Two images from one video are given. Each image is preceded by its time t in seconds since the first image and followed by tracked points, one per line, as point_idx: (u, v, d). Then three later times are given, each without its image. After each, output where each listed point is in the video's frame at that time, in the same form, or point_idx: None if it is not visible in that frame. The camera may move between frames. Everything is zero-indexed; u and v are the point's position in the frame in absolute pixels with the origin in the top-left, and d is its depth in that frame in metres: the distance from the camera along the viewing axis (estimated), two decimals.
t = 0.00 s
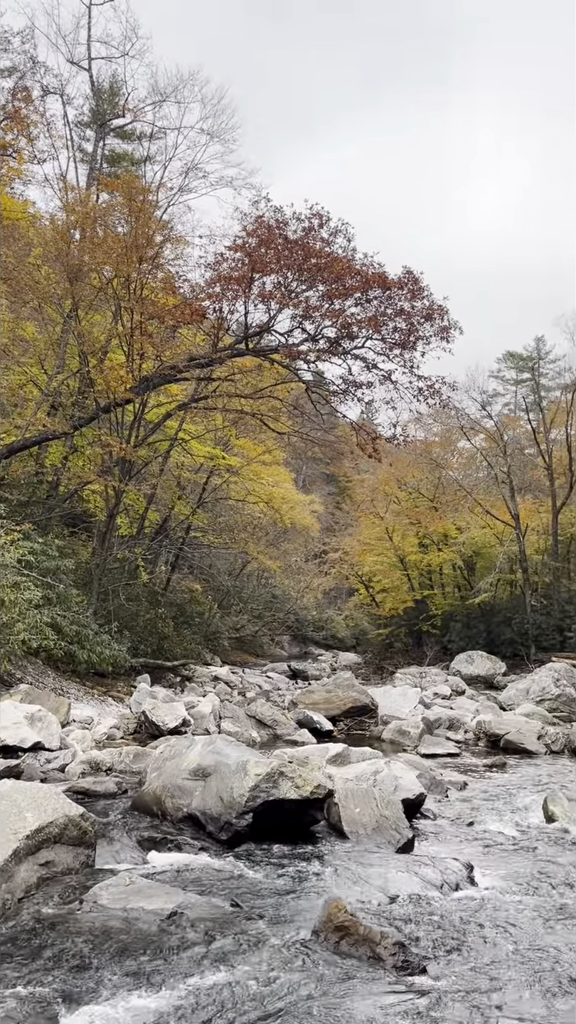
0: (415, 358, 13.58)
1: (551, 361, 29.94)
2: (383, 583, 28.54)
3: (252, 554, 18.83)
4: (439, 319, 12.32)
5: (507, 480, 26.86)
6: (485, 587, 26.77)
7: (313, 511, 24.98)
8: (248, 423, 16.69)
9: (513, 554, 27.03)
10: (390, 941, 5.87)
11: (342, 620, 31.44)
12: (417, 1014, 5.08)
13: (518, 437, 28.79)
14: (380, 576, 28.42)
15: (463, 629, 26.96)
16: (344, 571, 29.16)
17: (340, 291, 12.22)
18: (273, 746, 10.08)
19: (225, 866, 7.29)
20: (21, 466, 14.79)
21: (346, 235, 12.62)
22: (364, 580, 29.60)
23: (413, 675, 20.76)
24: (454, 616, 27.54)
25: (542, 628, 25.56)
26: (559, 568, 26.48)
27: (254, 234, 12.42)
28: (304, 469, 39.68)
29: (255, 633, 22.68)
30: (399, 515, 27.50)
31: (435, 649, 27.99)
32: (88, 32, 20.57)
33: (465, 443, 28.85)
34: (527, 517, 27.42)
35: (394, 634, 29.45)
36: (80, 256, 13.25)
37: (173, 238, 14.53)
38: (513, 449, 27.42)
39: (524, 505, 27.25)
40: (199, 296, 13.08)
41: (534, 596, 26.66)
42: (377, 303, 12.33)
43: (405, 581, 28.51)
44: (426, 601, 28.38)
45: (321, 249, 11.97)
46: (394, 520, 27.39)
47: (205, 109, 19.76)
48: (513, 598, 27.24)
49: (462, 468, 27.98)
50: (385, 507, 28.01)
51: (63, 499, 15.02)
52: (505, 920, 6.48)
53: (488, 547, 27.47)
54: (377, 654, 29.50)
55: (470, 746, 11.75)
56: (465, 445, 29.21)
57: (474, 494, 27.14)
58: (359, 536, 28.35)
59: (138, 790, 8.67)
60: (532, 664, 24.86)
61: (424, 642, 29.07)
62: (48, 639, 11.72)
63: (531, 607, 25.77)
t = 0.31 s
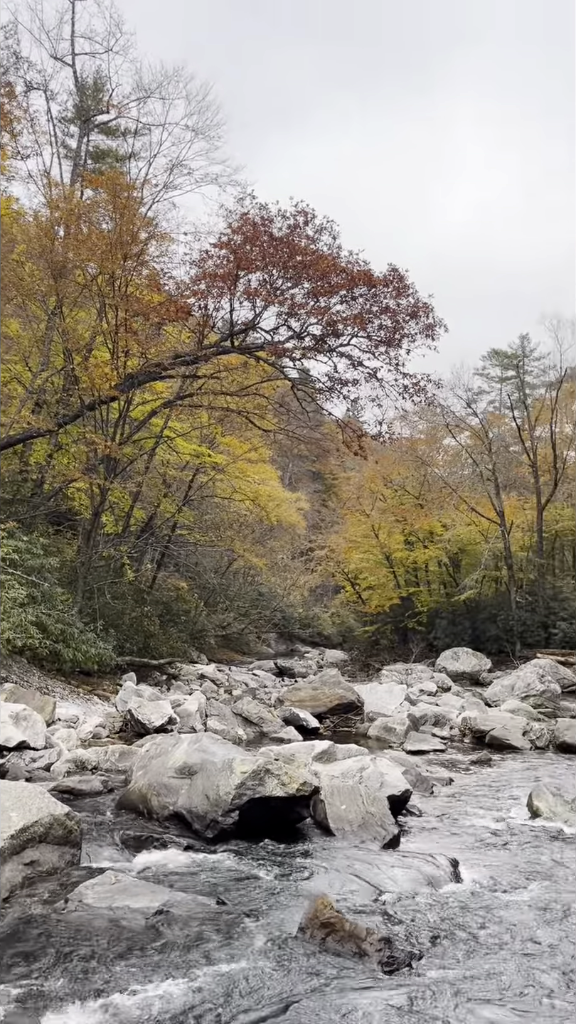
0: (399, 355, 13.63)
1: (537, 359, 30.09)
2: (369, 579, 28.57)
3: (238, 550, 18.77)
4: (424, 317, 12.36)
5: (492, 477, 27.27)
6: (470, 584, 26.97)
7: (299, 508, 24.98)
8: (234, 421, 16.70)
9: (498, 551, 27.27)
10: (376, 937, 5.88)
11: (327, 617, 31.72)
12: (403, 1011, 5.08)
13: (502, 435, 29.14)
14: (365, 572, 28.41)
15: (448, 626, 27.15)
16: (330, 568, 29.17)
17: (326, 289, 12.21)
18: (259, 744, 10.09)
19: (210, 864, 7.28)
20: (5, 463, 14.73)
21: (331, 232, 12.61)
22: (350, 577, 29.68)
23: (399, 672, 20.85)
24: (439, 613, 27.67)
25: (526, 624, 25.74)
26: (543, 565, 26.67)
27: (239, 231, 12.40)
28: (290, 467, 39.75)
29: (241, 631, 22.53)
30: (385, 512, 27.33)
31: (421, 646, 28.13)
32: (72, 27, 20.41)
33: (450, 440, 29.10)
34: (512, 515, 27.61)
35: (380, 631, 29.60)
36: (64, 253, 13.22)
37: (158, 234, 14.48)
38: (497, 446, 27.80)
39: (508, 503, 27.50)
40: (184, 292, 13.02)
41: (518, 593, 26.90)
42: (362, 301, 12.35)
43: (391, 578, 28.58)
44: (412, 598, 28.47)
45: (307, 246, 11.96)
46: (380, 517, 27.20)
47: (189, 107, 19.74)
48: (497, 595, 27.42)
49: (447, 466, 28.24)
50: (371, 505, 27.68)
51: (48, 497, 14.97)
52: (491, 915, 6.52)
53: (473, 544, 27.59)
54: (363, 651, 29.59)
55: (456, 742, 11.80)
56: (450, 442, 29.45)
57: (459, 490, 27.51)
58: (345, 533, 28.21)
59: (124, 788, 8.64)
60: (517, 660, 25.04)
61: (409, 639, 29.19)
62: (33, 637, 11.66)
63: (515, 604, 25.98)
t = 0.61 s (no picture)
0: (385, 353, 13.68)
1: (524, 357, 30.22)
2: (357, 577, 28.57)
3: (226, 548, 18.78)
4: (410, 315, 12.41)
5: (479, 475, 27.39)
6: (457, 581, 27.07)
7: (287, 505, 24.96)
8: (221, 419, 16.69)
9: (485, 549, 27.40)
10: (363, 934, 5.89)
11: (315, 614, 31.84)
12: (390, 1008, 5.09)
13: (489, 433, 29.23)
14: (353, 570, 28.42)
15: (436, 623, 27.24)
16: (318, 565, 29.16)
17: (313, 286, 12.20)
18: (247, 742, 10.10)
19: (197, 862, 7.27)
20: None
21: (318, 229, 12.59)
22: (338, 575, 29.73)
23: (387, 669, 20.88)
24: (426, 609, 27.74)
25: (513, 621, 25.80)
26: (531, 562, 26.81)
27: (225, 229, 12.37)
28: (278, 465, 39.76)
29: (228, 629, 22.44)
30: (372, 510, 27.40)
31: (408, 643, 28.23)
32: (56, 23, 20.27)
33: (437, 438, 29.17)
34: (499, 512, 27.73)
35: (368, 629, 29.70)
36: (50, 250, 13.16)
37: (144, 232, 14.44)
38: (484, 443, 27.90)
39: (496, 500, 27.64)
40: (170, 290, 12.99)
41: (506, 590, 27.03)
42: (349, 299, 12.37)
43: (379, 575, 28.66)
44: (399, 595, 28.59)
45: (293, 244, 11.97)
46: (368, 515, 27.25)
47: (176, 103, 19.66)
48: (485, 592, 27.53)
49: (434, 464, 28.32)
50: (358, 503, 27.88)
51: (35, 496, 14.91)
52: (478, 911, 6.54)
53: (461, 541, 27.71)
54: (351, 649, 29.65)
55: (443, 739, 11.85)
56: (438, 440, 29.54)
57: (446, 488, 27.62)
58: (333, 531, 28.22)
59: (112, 787, 8.63)
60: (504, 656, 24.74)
61: (397, 636, 29.28)
62: (20, 636, 11.61)
63: (502, 601, 26.06)
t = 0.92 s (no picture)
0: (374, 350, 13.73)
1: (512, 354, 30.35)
2: (346, 574, 28.61)
3: (215, 546, 18.77)
4: (399, 312, 12.40)
5: (468, 472, 27.46)
6: (446, 578, 27.14)
7: (276, 502, 24.96)
8: (210, 416, 16.65)
9: (474, 546, 27.49)
10: (353, 930, 5.91)
11: (305, 611, 31.87)
12: (379, 1003, 5.12)
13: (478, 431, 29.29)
14: (343, 567, 28.45)
15: (425, 620, 27.30)
16: (307, 563, 29.17)
17: (301, 283, 12.20)
18: (236, 739, 10.10)
19: (187, 859, 7.27)
20: None
21: (306, 226, 12.56)
22: (328, 572, 29.74)
23: (376, 666, 20.92)
24: (415, 606, 27.82)
25: (502, 618, 25.83)
26: (519, 559, 26.90)
27: (214, 225, 12.33)
28: (267, 462, 39.76)
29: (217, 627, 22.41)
30: (362, 507, 27.42)
31: (398, 640, 28.28)
32: (43, 18, 20.13)
33: (425, 436, 29.25)
34: (487, 509, 27.80)
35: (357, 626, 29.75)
36: (37, 247, 13.08)
37: (132, 229, 14.38)
38: (473, 441, 27.98)
39: (484, 497, 27.76)
40: (158, 287, 12.93)
41: (494, 587, 27.13)
42: (337, 296, 12.36)
43: (368, 572, 28.69)
44: (389, 592, 28.65)
45: (281, 241, 11.94)
46: (357, 512, 27.26)
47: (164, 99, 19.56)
48: (474, 589, 27.61)
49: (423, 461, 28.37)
50: (347, 500, 27.84)
51: (23, 493, 14.83)
52: (466, 907, 6.57)
53: (449, 538, 27.78)
54: (341, 646, 29.67)
55: (432, 735, 11.89)
56: (427, 437, 29.59)
57: (435, 485, 27.71)
58: (322, 528, 28.20)
59: (101, 785, 8.61)
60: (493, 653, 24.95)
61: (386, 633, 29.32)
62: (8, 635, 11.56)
63: (491, 598, 26.12)
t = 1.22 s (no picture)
0: (364, 346, 13.71)
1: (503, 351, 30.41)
2: (338, 570, 28.62)
3: (207, 543, 18.76)
4: (389, 308, 12.41)
5: (459, 468, 27.52)
6: (438, 574, 27.22)
7: (268, 498, 24.95)
8: (201, 413, 16.62)
9: (465, 542, 27.57)
10: (344, 925, 5.94)
11: (297, 608, 31.90)
12: (370, 996, 5.15)
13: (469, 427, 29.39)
14: (335, 563, 28.49)
15: (416, 616, 27.37)
16: (298, 559, 29.18)
17: (292, 280, 12.19)
18: (228, 735, 10.11)
19: (178, 856, 7.28)
20: None
21: (297, 222, 12.55)
22: (319, 569, 29.77)
23: (368, 661, 20.96)
24: (407, 602, 27.88)
25: (493, 613, 25.94)
26: (510, 555, 26.99)
27: (204, 221, 12.31)
28: (258, 458, 39.72)
29: (208, 623, 22.40)
30: (353, 504, 27.44)
31: (389, 636, 28.34)
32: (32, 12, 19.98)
33: (416, 432, 29.30)
34: (478, 504, 27.86)
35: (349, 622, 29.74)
36: (27, 242, 13.03)
37: (122, 225, 14.33)
38: (464, 437, 28.05)
39: (475, 493, 27.82)
40: (149, 283, 12.88)
41: (486, 582, 27.21)
42: (328, 292, 12.34)
43: (359, 568, 28.72)
44: (380, 588, 28.71)
45: (272, 237, 11.92)
46: (348, 509, 27.27)
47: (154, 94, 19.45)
48: (465, 584, 27.69)
49: (414, 457, 28.41)
50: (339, 497, 27.81)
51: (13, 490, 14.77)
52: (457, 901, 6.61)
53: (441, 534, 27.83)
54: (332, 642, 29.70)
55: (423, 731, 11.93)
56: (418, 433, 29.62)
57: (426, 482, 27.75)
58: (314, 524, 28.21)
59: (92, 781, 8.61)
60: (483, 648, 25.04)
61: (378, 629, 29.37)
62: None
63: (482, 594, 26.19)
